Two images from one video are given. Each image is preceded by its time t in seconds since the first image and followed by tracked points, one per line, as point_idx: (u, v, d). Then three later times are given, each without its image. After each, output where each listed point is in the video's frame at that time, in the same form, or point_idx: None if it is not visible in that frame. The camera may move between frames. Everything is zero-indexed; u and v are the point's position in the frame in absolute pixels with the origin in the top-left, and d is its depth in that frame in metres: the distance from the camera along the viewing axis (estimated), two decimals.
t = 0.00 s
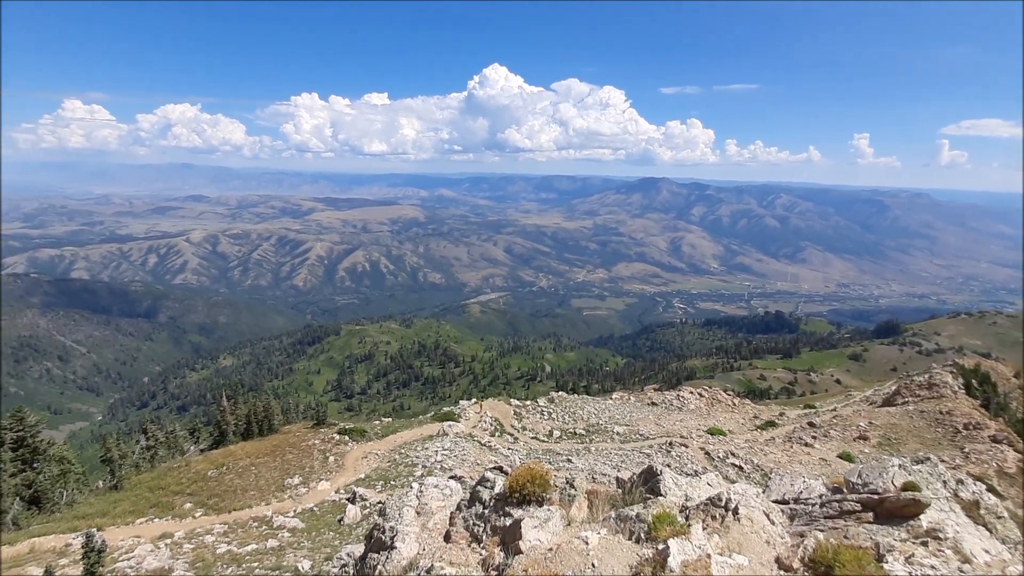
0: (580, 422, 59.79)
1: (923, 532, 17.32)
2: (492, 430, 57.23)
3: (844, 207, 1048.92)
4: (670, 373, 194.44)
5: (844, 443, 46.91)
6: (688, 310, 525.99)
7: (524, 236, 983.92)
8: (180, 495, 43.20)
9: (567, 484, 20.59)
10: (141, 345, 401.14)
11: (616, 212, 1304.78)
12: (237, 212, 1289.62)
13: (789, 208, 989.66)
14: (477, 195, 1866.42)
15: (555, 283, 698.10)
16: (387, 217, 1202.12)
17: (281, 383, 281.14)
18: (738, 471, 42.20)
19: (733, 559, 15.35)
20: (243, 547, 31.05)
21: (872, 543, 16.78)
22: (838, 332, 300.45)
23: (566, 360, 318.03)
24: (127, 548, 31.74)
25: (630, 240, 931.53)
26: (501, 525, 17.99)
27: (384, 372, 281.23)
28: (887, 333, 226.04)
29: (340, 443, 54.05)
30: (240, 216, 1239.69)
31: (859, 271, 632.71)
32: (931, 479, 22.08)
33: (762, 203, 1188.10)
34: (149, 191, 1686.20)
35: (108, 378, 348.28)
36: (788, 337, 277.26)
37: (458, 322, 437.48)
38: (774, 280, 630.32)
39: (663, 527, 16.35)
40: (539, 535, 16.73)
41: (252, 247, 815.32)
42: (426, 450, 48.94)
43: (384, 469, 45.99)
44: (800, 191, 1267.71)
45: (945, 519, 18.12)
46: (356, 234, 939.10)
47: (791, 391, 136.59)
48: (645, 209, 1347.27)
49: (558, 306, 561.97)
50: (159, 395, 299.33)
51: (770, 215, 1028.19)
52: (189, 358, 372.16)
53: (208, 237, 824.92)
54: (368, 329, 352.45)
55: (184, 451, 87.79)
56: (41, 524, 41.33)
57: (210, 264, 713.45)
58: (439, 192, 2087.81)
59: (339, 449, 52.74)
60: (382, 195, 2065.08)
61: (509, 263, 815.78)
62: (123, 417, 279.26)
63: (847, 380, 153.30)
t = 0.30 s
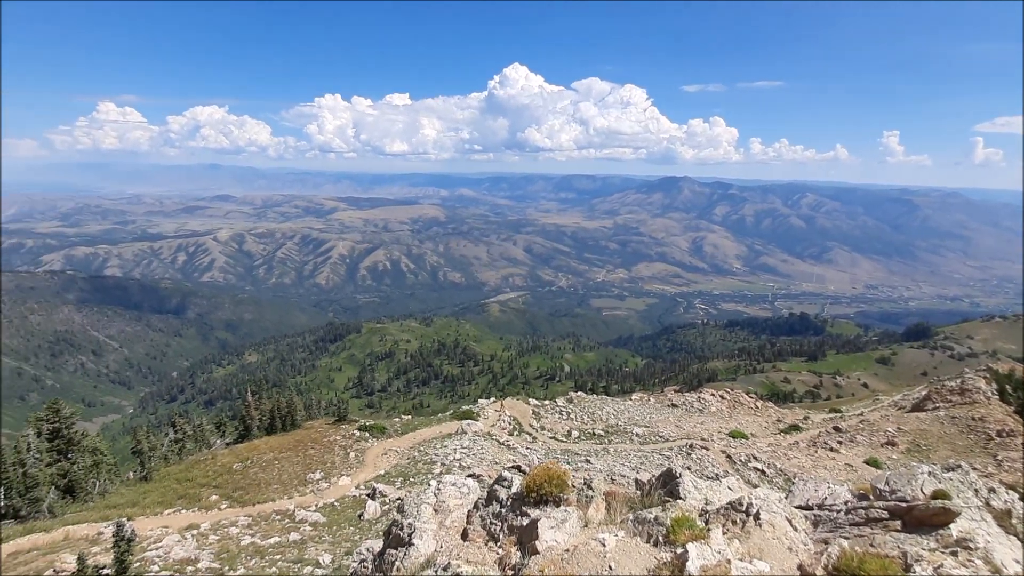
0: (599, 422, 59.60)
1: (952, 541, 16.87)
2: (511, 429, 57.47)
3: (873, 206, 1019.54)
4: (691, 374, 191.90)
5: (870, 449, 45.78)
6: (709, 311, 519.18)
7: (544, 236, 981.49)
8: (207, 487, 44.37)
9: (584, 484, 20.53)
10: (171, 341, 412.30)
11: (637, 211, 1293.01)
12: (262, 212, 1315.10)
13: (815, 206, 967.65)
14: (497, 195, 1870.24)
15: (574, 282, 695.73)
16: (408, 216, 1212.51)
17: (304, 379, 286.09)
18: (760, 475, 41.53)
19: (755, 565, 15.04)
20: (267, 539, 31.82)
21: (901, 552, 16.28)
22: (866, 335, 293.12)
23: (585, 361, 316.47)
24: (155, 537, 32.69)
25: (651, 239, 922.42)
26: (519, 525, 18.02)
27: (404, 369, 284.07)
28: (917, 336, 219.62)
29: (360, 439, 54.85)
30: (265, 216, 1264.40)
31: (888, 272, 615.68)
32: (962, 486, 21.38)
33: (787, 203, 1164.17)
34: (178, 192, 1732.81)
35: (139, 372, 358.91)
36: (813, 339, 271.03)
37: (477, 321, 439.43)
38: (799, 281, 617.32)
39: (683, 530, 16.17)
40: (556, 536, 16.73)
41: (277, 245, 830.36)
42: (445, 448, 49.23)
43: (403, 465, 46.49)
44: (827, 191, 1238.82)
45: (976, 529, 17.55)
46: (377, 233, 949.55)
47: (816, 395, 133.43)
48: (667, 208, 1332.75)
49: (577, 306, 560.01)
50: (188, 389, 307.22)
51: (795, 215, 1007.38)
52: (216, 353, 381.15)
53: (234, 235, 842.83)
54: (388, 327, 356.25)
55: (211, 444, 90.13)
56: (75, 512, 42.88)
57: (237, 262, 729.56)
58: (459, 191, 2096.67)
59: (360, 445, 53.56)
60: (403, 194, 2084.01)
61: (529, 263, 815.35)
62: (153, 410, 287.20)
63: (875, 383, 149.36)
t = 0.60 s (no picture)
0: (615, 423, 59.20)
1: (977, 550, 16.42)
2: (526, 429, 57.50)
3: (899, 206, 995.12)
4: (709, 376, 189.15)
5: (894, 455, 44.74)
6: (729, 312, 512.71)
7: (561, 236, 979.21)
8: (228, 480, 45.28)
9: (601, 486, 20.39)
10: (194, 336, 421.33)
11: (655, 211, 1281.65)
12: (283, 211, 1336.18)
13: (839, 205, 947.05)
14: (514, 194, 1870.42)
15: (591, 282, 693.27)
16: (425, 215, 1220.10)
17: (323, 376, 289.86)
18: (780, 480, 40.84)
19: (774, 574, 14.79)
20: (286, 534, 32.32)
21: (925, 562, 15.92)
22: (890, 338, 286.42)
23: (601, 361, 314.77)
24: (179, 529, 33.53)
25: (670, 239, 913.35)
26: (534, 526, 18.06)
27: (420, 368, 286.12)
28: (944, 340, 213.59)
29: (377, 436, 55.46)
30: (286, 215, 1284.37)
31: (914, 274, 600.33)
32: (989, 497, 20.69)
33: (810, 203, 1143.29)
34: (203, 191, 1770.76)
35: (164, 367, 367.58)
36: (835, 342, 266.07)
37: (494, 321, 440.48)
38: (821, 282, 605.83)
39: (701, 536, 15.99)
40: (571, 538, 16.76)
41: (297, 244, 842.51)
42: (460, 447, 49.54)
43: (420, 464, 46.85)
44: (851, 190, 1212.69)
45: (1003, 537, 17.12)
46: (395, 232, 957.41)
47: (838, 399, 130.59)
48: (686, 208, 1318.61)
49: (594, 306, 557.64)
50: (210, 384, 313.63)
51: (817, 214, 988.36)
52: (238, 350, 388.46)
53: (256, 234, 857.27)
54: (406, 325, 359.12)
55: (232, 439, 91.83)
56: (104, 503, 44.13)
57: (258, 260, 742.31)
58: (476, 191, 2102.10)
59: (377, 442, 54.09)
60: (420, 194, 2098.31)
61: (546, 262, 814.01)
62: (177, 404, 293.82)
63: (899, 388, 145.76)
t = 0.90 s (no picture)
0: (628, 425, 58.90)
1: (994, 560, 16.07)
2: (538, 429, 57.58)
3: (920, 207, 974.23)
4: (722, 379, 187.32)
5: (912, 461, 43.89)
6: (743, 314, 507.53)
7: (574, 236, 977.35)
8: (243, 476, 45.94)
9: (612, 489, 20.32)
10: (211, 334, 428.18)
11: (669, 211, 1271.74)
12: (299, 211, 1350.86)
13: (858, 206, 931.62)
14: (527, 195, 1870.79)
15: (604, 283, 690.75)
16: (438, 215, 1225.10)
17: (336, 374, 292.50)
18: (794, 485, 40.45)
19: None
20: (299, 530, 32.73)
21: (943, 570, 15.59)
22: (909, 342, 281.11)
23: (613, 362, 313.51)
24: (194, 524, 34.12)
25: (684, 240, 906.59)
26: (544, 528, 18.06)
27: (433, 367, 287.53)
28: (965, 344, 209.24)
29: (390, 435, 55.91)
30: (301, 214, 1298.57)
31: (934, 277, 588.11)
32: (1011, 505, 20.16)
33: (827, 204, 1126.58)
34: (220, 191, 1797.73)
35: (181, 363, 373.98)
36: (853, 346, 261.83)
37: (506, 321, 441.00)
38: (838, 285, 597.01)
39: (714, 542, 15.89)
40: (582, 541, 16.71)
41: (312, 243, 851.52)
42: (472, 447, 49.67)
43: (431, 462, 47.16)
44: (870, 191, 1191.80)
45: None
46: (409, 232, 963.11)
47: (855, 403, 128.43)
48: (700, 208, 1307.29)
49: (606, 307, 555.61)
50: (226, 381, 318.23)
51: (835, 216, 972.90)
52: (254, 347, 393.38)
53: (272, 233, 868.58)
54: (418, 325, 361.08)
55: (247, 435, 92.94)
56: (123, 496, 45.08)
57: (274, 259, 751.79)
58: (489, 191, 2106.70)
59: (389, 440, 54.56)
60: (434, 194, 2107.61)
61: (558, 263, 812.56)
62: (194, 400, 298.54)
63: (918, 394, 142.71)
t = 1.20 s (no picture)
0: (638, 428, 58.58)
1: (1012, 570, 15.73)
2: (548, 430, 57.56)
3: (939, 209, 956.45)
4: (734, 382, 185.46)
5: (929, 467, 43.14)
6: (756, 317, 502.75)
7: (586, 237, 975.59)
8: (255, 473, 46.43)
9: (622, 492, 20.25)
10: (226, 331, 434.12)
11: (682, 212, 1262.76)
12: (312, 211, 1364.38)
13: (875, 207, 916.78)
14: (539, 196, 1870.38)
15: (615, 284, 688.41)
16: (450, 215, 1228.97)
17: (348, 373, 294.70)
18: (808, 490, 39.97)
19: None
20: (310, 527, 33.04)
21: None
22: (927, 346, 276.18)
23: (624, 364, 311.93)
24: (208, 519, 34.64)
25: (696, 241, 899.37)
26: (553, 530, 18.06)
27: (444, 367, 288.65)
28: (984, 349, 205.07)
29: (400, 434, 56.19)
30: (315, 213, 1310.47)
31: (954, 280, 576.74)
32: None
33: (843, 205, 1110.74)
34: (236, 191, 1822.17)
35: (196, 360, 379.23)
36: (869, 350, 257.83)
37: (517, 321, 441.40)
38: (854, 287, 588.45)
39: (724, 547, 15.77)
40: (591, 543, 16.62)
41: (325, 243, 859.31)
42: (481, 447, 49.75)
43: (441, 462, 47.32)
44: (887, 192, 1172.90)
45: None
46: (421, 232, 967.39)
47: (871, 409, 126.37)
48: (713, 210, 1296.85)
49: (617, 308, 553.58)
50: (240, 378, 322.00)
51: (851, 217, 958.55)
52: (267, 345, 397.86)
53: (286, 232, 878.54)
54: (429, 324, 362.43)
55: (260, 432, 94.19)
56: (139, 490, 45.82)
57: (288, 258, 759.53)
58: (501, 192, 2108.27)
59: (399, 439, 54.84)
60: (446, 194, 2116.01)
61: (570, 263, 811.31)
62: (209, 397, 302.69)
63: (936, 399, 139.92)
